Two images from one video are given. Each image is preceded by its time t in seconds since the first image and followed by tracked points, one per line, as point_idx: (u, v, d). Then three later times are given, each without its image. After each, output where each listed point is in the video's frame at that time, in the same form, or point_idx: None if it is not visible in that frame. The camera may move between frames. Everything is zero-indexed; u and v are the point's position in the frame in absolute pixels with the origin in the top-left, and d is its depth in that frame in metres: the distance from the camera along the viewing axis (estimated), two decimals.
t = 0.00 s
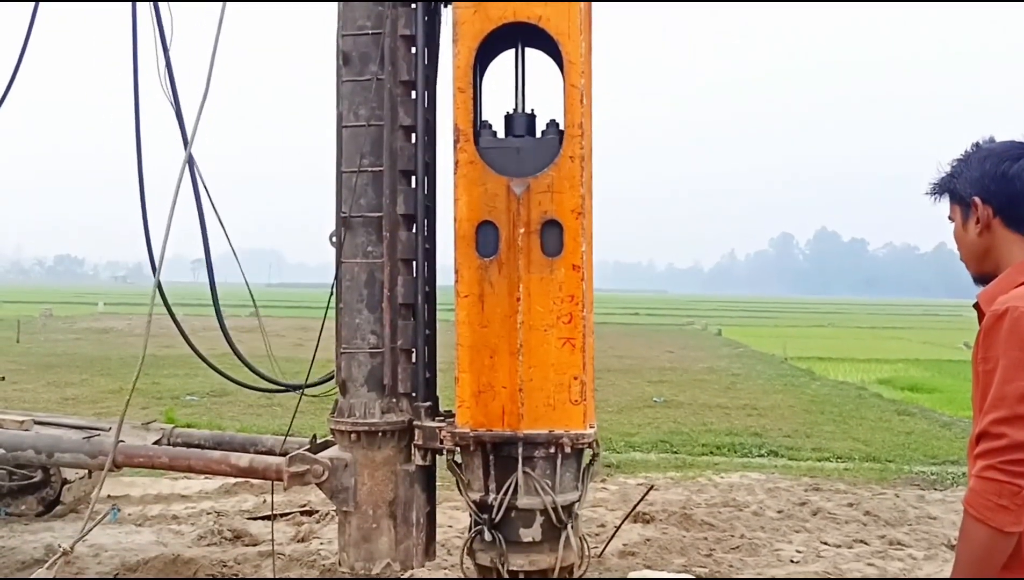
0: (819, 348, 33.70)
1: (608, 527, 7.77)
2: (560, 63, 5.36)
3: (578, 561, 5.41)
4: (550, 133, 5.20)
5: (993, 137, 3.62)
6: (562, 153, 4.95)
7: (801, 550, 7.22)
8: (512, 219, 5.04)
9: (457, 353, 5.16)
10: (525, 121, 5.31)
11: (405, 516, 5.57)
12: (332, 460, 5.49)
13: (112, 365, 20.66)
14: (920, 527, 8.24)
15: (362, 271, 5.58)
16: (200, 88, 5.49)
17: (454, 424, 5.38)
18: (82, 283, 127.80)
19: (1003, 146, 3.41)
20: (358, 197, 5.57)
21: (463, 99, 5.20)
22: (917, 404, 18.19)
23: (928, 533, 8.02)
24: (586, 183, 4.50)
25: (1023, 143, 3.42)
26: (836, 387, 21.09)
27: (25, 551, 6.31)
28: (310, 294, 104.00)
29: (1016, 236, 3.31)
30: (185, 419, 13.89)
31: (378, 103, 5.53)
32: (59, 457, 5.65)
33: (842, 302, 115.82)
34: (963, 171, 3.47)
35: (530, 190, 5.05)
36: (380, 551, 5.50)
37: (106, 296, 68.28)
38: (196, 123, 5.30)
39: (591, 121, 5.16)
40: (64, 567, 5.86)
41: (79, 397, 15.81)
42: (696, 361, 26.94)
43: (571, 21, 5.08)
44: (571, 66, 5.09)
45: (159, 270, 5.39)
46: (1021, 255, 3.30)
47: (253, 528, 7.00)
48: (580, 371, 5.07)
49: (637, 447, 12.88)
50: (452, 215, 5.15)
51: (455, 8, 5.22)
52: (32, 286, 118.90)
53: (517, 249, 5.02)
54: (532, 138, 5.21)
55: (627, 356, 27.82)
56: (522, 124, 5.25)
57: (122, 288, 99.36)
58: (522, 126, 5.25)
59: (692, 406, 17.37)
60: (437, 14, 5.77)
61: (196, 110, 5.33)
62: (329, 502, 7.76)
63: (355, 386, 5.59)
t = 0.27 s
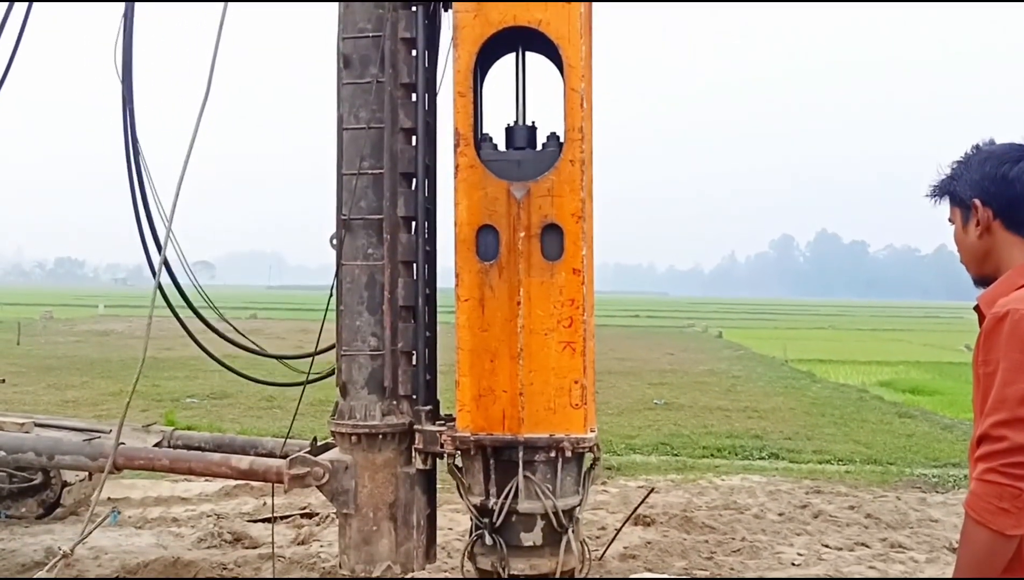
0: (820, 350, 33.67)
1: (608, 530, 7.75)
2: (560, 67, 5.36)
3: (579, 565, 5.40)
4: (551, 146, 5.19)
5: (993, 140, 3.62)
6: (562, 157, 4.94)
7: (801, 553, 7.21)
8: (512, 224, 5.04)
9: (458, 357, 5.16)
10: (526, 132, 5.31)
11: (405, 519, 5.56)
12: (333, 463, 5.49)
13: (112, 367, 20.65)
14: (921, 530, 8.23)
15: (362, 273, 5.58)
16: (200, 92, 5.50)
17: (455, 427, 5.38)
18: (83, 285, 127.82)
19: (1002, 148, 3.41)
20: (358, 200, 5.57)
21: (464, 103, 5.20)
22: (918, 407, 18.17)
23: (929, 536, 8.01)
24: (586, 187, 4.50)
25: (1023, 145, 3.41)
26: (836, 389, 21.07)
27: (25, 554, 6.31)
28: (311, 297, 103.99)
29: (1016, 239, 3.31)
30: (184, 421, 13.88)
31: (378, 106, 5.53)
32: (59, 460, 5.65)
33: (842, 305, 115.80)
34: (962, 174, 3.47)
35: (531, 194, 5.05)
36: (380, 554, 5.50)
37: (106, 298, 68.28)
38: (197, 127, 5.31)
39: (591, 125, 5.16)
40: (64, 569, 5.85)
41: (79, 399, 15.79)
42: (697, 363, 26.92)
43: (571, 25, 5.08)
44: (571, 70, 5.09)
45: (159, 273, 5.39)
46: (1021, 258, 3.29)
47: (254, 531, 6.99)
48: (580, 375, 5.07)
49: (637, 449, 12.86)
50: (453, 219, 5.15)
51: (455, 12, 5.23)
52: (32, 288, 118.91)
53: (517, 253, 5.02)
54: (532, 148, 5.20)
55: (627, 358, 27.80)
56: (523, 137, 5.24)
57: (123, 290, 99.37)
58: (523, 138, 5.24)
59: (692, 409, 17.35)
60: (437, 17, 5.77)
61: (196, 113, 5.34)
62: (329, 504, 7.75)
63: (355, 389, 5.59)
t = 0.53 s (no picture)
0: (820, 353, 33.66)
1: (609, 533, 7.75)
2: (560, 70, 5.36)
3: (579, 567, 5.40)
4: (551, 127, 5.19)
5: (992, 142, 3.61)
6: (562, 159, 4.94)
7: (803, 556, 7.20)
8: (512, 225, 5.04)
9: (458, 359, 5.16)
10: (525, 114, 5.28)
11: (405, 522, 5.55)
12: (333, 465, 5.49)
13: (113, 370, 20.66)
14: (922, 533, 8.22)
15: (362, 275, 5.57)
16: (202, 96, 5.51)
17: (455, 429, 5.37)
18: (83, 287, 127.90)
19: (1002, 151, 3.41)
20: (359, 202, 5.57)
21: (464, 105, 5.19)
22: (919, 409, 18.16)
23: (930, 539, 8.00)
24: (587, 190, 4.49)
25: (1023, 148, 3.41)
26: (837, 392, 21.06)
27: (25, 556, 6.30)
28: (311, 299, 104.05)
29: (1016, 242, 3.30)
30: (185, 423, 13.88)
31: (378, 108, 5.53)
32: (59, 462, 5.65)
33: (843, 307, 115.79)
34: (962, 176, 3.46)
35: (531, 196, 5.04)
36: (380, 556, 5.50)
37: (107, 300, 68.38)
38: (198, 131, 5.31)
39: (591, 127, 5.15)
40: (64, 572, 5.85)
41: (79, 401, 15.80)
42: (697, 366, 26.92)
43: (571, 28, 5.08)
44: (571, 72, 5.09)
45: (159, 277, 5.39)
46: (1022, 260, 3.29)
47: (254, 534, 6.99)
48: (580, 377, 5.06)
49: (638, 452, 12.85)
50: (453, 220, 5.15)
51: (455, 15, 5.22)
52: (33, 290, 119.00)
53: (517, 254, 5.02)
54: (532, 131, 5.19)
55: (628, 360, 27.79)
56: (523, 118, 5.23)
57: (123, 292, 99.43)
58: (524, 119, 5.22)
59: (693, 411, 17.34)
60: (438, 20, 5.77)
61: (197, 117, 5.34)
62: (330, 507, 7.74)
63: (355, 391, 5.58)
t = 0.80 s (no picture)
0: (820, 354, 33.65)
1: (609, 535, 7.75)
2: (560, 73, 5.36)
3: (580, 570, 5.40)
4: (550, 162, 5.20)
5: (993, 145, 3.62)
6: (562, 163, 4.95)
7: (803, 558, 7.19)
8: (512, 229, 5.04)
9: (458, 363, 5.16)
10: (526, 148, 5.31)
11: (406, 524, 5.55)
12: (333, 468, 5.48)
13: (113, 372, 20.68)
14: (923, 535, 8.21)
15: (363, 278, 5.57)
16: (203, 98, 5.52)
17: (455, 433, 5.37)
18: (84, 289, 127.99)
19: (1003, 153, 3.41)
20: (359, 204, 5.57)
21: (464, 109, 5.20)
22: (919, 411, 18.16)
23: (930, 541, 8.00)
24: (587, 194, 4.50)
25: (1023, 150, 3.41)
26: (837, 394, 21.07)
27: (25, 559, 6.29)
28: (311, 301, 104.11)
29: (1017, 244, 3.30)
30: (185, 426, 13.89)
31: (379, 111, 5.54)
32: (60, 464, 5.64)
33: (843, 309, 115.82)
34: (963, 179, 3.46)
35: (531, 200, 5.05)
36: (381, 559, 5.49)
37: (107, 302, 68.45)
38: (199, 134, 5.31)
39: (591, 131, 5.16)
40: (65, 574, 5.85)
41: (79, 403, 15.81)
42: (698, 368, 26.94)
43: (571, 31, 5.08)
44: (571, 76, 5.09)
45: (160, 280, 5.38)
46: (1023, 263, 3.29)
47: (255, 536, 6.98)
48: (581, 380, 5.06)
49: (638, 454, 12.85)
50: (453, 224, 5.15)
51: (455, 18, 5.23)
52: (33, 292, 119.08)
53: (517, 258, 5.03)
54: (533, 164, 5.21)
55: (628, 363, 27.80)
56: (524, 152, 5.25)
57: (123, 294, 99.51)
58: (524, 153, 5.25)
59: (693, 413, 17.34)
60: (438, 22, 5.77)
61: (198, 119, 5.34)
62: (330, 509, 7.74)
63: (356, 394, 5.58)
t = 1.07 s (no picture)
0: (820, 357, 33.68)
1: (609, 537, 7.75)
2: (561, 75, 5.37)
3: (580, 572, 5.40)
4: (551, 141, 5.22)
5: (995, 146, 3.62)
6: (563, 165, 4.95)
7: (803, 560, 7.20)
8: (512, 231, 5.05)
9: (459, 365, 5.17)
10: (527, 126, 5.33)
11: (406, 527, 5.55)
12: (334, 470, 5.48)
13: (113, 374, 20.68)
14: (922, 537, 8.22)
15: (363, 280, 5.58)
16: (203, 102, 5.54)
17: (455, 435, 5.37)
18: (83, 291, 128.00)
19: (1005, 155, 3.41)
20: (360, 207, 5.58)
21: (464, 111, 5.20)
22: (919, 413, 18.17)
23: (930, 543, 8.00)
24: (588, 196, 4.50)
25: None
26: (837, 396, 21.08)
27: (25, 561, 6.29)
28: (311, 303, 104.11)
29: (1019, 247, 3.31)
30: (185, 428, 13.89)
31: (379, 113, 5.55)
32: (60, 467, 5.64)
33: (842, 311, 115.85)
34: (965, 181, 3.46)
35: (532, 202, 5.05)
36: (381, 561, 5.49)
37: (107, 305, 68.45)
38: (199, 136, 5.32)
39: (591, 133, 5.16)
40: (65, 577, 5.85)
41: (80, 406, 15.81)
42: (697, 370, 26.96)
43: (572, 34, 5.08)
44: (572, 78, 5.10)
45: (159, 284, 5.39)
46: None
47: (255, 538, 6.98)
48: (581, 383, 5.06)
49: (637, 456, 12.86)
50: (453, 226, 5.16)
51: (455, 21, 5.24)
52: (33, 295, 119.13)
53: (517, 261, 5.03)
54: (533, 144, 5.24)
55: (628, 365, 27.82)
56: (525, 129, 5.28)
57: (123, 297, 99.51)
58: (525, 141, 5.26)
59: (693, 415, 17.35)
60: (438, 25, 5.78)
61: (198, 123, 5.36)
62: (330, 512, 7.74)
63: (356, 396, 5.59)
